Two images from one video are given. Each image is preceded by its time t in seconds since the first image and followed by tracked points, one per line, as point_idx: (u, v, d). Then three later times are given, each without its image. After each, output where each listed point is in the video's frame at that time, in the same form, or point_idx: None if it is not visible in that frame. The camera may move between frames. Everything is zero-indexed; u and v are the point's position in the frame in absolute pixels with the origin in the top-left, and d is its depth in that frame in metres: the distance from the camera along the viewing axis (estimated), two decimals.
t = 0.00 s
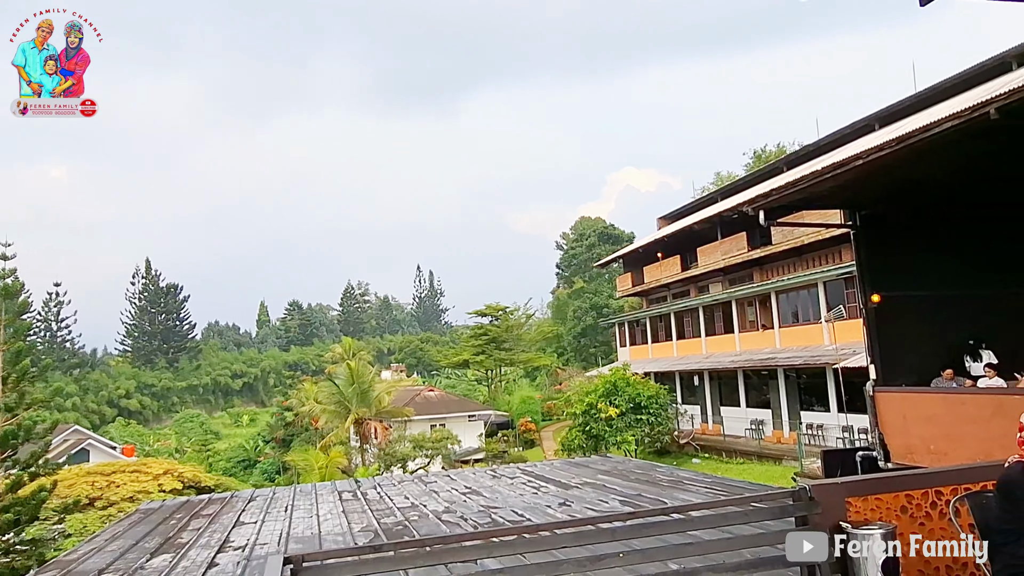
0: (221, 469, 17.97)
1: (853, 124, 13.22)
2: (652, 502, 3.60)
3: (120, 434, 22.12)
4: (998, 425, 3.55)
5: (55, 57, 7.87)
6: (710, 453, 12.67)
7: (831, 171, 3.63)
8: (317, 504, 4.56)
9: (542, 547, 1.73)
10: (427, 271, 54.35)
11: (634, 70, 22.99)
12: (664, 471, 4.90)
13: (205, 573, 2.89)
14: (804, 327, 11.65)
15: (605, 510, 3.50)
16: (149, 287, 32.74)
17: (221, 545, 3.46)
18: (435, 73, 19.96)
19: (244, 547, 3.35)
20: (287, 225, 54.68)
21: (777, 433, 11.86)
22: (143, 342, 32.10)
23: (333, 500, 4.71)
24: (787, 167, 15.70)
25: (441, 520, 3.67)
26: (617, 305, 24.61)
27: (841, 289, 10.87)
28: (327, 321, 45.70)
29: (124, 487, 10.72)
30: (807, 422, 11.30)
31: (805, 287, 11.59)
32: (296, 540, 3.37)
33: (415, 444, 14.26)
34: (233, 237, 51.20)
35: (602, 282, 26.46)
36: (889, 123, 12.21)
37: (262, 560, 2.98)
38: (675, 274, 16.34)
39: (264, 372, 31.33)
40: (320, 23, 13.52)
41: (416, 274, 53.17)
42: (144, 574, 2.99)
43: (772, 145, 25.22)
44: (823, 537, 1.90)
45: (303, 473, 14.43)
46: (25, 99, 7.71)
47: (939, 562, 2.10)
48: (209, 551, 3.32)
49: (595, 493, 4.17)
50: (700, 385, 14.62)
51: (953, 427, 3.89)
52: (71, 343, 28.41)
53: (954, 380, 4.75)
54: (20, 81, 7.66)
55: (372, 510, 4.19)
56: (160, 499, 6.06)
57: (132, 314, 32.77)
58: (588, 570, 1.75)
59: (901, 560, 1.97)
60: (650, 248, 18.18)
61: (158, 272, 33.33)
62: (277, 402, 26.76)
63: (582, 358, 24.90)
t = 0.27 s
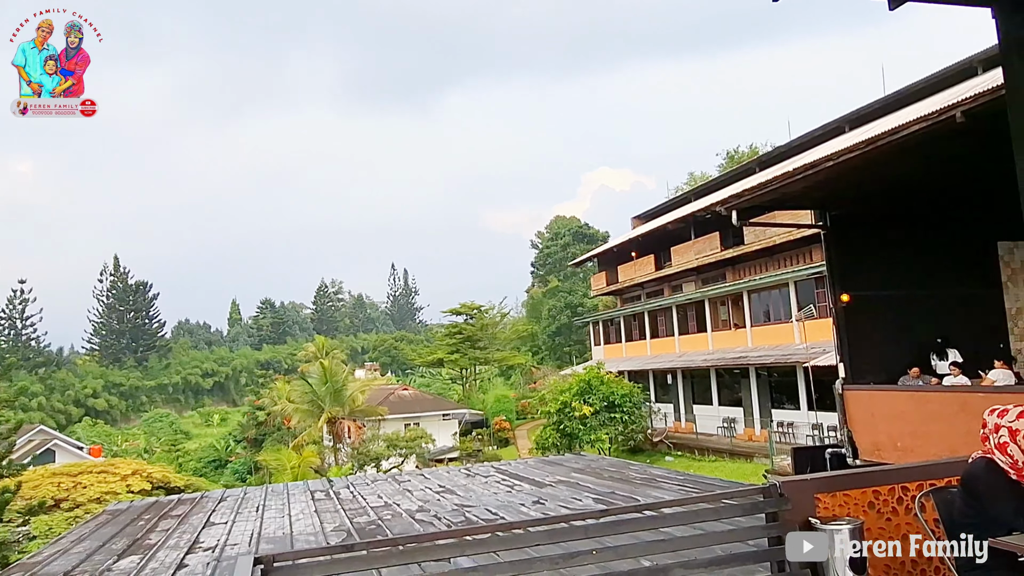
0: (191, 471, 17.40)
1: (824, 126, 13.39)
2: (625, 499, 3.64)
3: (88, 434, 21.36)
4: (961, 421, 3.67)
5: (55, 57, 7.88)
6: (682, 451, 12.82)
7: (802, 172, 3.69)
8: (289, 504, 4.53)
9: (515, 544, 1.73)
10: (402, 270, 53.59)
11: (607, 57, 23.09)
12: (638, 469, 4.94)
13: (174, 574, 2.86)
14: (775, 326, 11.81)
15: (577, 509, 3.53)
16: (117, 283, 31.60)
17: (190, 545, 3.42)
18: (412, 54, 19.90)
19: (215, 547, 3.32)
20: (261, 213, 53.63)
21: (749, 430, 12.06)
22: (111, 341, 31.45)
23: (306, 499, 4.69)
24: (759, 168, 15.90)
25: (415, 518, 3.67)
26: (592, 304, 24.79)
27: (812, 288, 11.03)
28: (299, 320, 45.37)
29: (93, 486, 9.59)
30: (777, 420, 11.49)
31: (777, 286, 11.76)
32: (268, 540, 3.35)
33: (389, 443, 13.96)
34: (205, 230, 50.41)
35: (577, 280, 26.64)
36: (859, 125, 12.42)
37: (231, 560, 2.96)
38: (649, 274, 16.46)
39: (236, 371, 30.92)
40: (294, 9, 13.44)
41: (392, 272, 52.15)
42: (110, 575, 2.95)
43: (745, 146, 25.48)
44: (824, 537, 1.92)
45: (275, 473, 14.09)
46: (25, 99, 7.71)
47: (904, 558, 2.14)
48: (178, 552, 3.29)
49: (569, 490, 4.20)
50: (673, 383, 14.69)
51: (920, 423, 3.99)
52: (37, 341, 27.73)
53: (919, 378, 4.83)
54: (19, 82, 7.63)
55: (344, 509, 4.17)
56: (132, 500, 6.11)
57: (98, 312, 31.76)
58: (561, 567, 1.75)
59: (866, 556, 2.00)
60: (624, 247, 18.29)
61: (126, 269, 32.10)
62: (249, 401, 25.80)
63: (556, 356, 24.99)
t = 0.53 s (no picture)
0: (163, 470, 16.94)
1: (798, 126, 13.46)
2: (601, 497, 3.67)
3: (58, 434, 20.70)
4: (932, 419, 3.74)
5: (55, 57, 9.20)
6: (657, 449, 12.93)
7: (775, 173, 3.76)
8: (264, 504, 4.49)
9: (492, 541, 1.74)
10: (376, 266, 51.41)
11: (587, 50, 23.30)
12: (614, 466, 4.97)
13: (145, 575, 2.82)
14: (750, 325, 11.91)
15: (553, 506, 3.55)
16: (88, 280, 31.41)
17: (161, 546, 3.38)
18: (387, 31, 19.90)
19: (188, 548, 3.29)
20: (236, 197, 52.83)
21: (724, 428, 12.18)
22: (83, 338, 30.83)
23: (280, 499, 4.65)
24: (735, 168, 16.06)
25: (390, 517, 3.66)
26: (569, 303, 24.92)
27: (785, 288, 11.13)
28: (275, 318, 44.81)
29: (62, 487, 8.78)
30: (752, 418, 11.59)
31: (753, 285, 11.87)
32: (241, 540, 3.33)
33: (365, 441, 13.75)
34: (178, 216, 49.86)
35: (555, 279, 26.69)
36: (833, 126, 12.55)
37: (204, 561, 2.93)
38: (626, 273, 16.53)
39: (210, 369, 29.32)
40: None
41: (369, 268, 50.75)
42: None
43: (721, 147, 25.65)
44: (824, 537, 1.96)
45: (249, 471, 13.85)
46: (27, 98, 9.06)
47: (874, 555, 2.15)
48: (150, 553, 3.25)
49: (545, 488, 4.21)
50: (649, 381, 14.80)
51: (890, 421, 4.07)
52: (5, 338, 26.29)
53: (890, 376, 4.88)
54: (21, 81, 8.95)
55: (319, 508, 4.16)
56: (102, 500, 5.99)
57: (69, 309, 31.15)
58: (537, 565, 1.76)
59: (836, 551, 2.04)
60: (601, 245, 18.36)
61: (97, 267, 32.09)
62: (222, 399, 25.12)
63: (534, 355, 25.00)
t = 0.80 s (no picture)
0: (137, 469, 16.68)
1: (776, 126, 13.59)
2: (578, 494, 3.70)
3: (29, 434, 20.15)
4: (904, 415, 3.81)
5: (55, 57, 9.80)
6: (635, 446, 13.05)
7: (753, 172, 3.79)
8: (240, 503, 4.45)
9: (470, 539, 1.74)
10: (356, 264, 50.99)
11: (570, 41, 23.39)
12: (592, 464, 5.00)
13: None
14: (727, 324, 12.01)
15: (531, 504, 3.57)
16: (60, 277, 30.74)
17: (135, 547, 3.34)
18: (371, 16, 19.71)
19: (163, 548, 3.26)
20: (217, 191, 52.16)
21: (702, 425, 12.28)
22: (55, 336, 30.18)
23: (256, 498, 4.61)
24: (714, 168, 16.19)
25: (369, 516, 3.65)
26: (548, 301, 25.02)
27: (761, 287, 11.23)
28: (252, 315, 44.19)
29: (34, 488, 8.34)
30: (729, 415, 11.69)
31: (730, 284, 11.95)
32: (217, 540, 3.30)
33: (343, 440, 13.71)
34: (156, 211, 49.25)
35: (534, 277, 26.75)
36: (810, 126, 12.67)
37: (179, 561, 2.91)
38: (605, 271, 16.57)
39: (186, 368, 28.31)
40: None
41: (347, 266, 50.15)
42: None
43: (699, 147, 25.83)
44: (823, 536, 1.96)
45: (226, 471, 13.72)
46: (28, 97, 9.67)
47: (847, 553, 2.16)
48: (124, 553, 3.21)
49: (524, 486, 4.23)
50: (628, 379, 14.88)
51: (864, 418, 4.13)
52: None
53: (864, 373, 4.94)
54: (23, 81, 9.58)
55: (296, 508, 4.13)
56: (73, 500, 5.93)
57: (41, 307, 30.56)
58: (516, 562, 1.76)
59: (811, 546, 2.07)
60: (581, 243, 18.39)
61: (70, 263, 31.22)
62: (198, 398, 24.72)
63: (513, 352, 25.00)
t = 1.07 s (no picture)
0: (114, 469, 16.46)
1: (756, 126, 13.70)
2: (559, 492, 3.71)
3: None
4: (879, 412, 3.87)
5: (54, 58, 10.64)
6: (616, 443, 13.16)
7: (733, 172, 3.81)
8: (218, 502, 4.42)
9: (449, 536, 1.74)
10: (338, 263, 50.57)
11: (556, 32, 23.44)
12: (573, 461, 5.02)
13: None
14: (706, 322, 12.10)
15: (512, 501, 3.58)
16: (35, 274, 30.37)
17: (111, 547, 3.30)
18: None
19: (139, 548, 3.22)
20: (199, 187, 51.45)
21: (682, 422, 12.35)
22: (29, 334, 29.57)
23: (234, 497, 4.58)
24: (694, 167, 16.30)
25: (348, 514, 3.64)
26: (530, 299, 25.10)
27: (740, 285, 11.31)
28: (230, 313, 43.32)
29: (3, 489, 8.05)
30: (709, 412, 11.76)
31: (710, 282, 12.02)
32: (194, 540, 3.27)
33: (323, 438, 13.67)
34: (135, 207, 48.53)
35: (516, 275, 26.77)
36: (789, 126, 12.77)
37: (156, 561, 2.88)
38: (586, 269, 16.59)
39: (163, 366, 27.86)
40: None
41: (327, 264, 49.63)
42: None
43: (680, 145, 26.01)
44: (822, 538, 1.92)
45: (205, 471, 13.63)
46: (29, 98, 10.53)
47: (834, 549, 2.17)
48: (99, 553, 3.17)
49: (504, 484, 4.24)
50: (609, 377, 14.94)
51: (841, 414, 4.19)
52: None
53: (841, 370, 5.00)
54: (24, 81, 10.37)
55: (275, 506, 4.11)
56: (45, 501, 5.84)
57: (14, 304, 30.11)
58: (495, 559, 1.77)
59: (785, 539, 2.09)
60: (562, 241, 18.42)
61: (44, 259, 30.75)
62: (176, 396, 24.34)
63: (494, 350, 24.98)
